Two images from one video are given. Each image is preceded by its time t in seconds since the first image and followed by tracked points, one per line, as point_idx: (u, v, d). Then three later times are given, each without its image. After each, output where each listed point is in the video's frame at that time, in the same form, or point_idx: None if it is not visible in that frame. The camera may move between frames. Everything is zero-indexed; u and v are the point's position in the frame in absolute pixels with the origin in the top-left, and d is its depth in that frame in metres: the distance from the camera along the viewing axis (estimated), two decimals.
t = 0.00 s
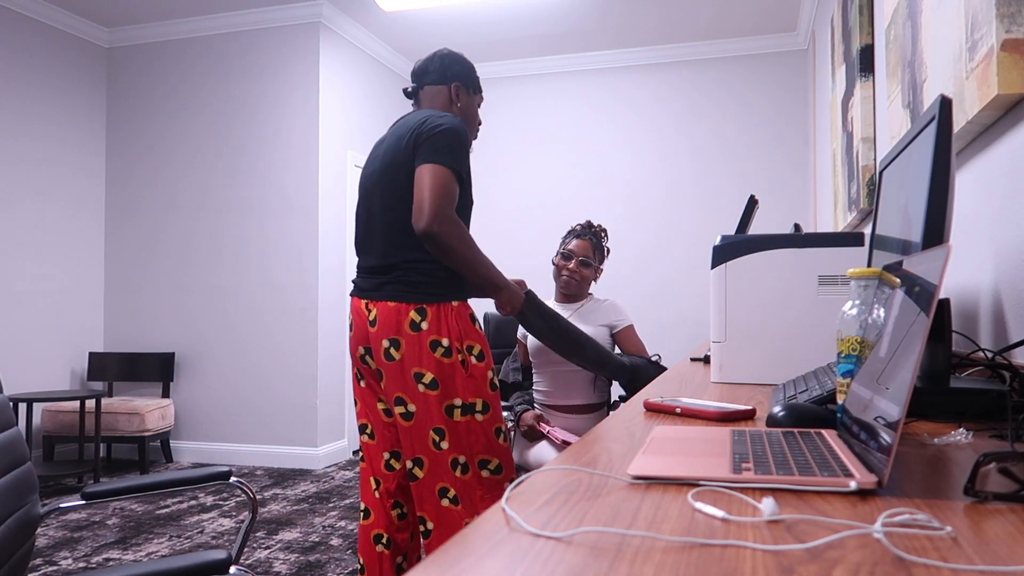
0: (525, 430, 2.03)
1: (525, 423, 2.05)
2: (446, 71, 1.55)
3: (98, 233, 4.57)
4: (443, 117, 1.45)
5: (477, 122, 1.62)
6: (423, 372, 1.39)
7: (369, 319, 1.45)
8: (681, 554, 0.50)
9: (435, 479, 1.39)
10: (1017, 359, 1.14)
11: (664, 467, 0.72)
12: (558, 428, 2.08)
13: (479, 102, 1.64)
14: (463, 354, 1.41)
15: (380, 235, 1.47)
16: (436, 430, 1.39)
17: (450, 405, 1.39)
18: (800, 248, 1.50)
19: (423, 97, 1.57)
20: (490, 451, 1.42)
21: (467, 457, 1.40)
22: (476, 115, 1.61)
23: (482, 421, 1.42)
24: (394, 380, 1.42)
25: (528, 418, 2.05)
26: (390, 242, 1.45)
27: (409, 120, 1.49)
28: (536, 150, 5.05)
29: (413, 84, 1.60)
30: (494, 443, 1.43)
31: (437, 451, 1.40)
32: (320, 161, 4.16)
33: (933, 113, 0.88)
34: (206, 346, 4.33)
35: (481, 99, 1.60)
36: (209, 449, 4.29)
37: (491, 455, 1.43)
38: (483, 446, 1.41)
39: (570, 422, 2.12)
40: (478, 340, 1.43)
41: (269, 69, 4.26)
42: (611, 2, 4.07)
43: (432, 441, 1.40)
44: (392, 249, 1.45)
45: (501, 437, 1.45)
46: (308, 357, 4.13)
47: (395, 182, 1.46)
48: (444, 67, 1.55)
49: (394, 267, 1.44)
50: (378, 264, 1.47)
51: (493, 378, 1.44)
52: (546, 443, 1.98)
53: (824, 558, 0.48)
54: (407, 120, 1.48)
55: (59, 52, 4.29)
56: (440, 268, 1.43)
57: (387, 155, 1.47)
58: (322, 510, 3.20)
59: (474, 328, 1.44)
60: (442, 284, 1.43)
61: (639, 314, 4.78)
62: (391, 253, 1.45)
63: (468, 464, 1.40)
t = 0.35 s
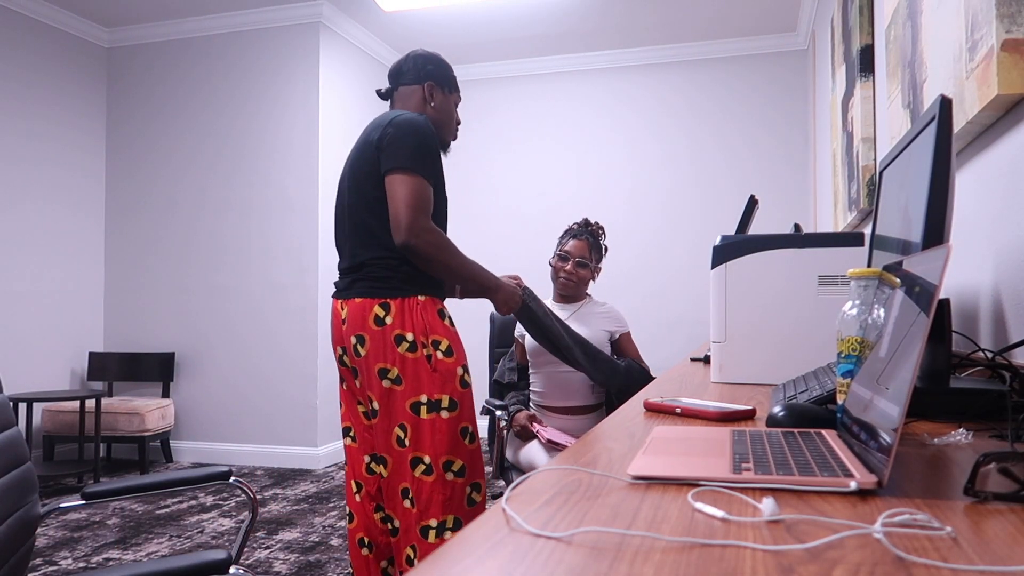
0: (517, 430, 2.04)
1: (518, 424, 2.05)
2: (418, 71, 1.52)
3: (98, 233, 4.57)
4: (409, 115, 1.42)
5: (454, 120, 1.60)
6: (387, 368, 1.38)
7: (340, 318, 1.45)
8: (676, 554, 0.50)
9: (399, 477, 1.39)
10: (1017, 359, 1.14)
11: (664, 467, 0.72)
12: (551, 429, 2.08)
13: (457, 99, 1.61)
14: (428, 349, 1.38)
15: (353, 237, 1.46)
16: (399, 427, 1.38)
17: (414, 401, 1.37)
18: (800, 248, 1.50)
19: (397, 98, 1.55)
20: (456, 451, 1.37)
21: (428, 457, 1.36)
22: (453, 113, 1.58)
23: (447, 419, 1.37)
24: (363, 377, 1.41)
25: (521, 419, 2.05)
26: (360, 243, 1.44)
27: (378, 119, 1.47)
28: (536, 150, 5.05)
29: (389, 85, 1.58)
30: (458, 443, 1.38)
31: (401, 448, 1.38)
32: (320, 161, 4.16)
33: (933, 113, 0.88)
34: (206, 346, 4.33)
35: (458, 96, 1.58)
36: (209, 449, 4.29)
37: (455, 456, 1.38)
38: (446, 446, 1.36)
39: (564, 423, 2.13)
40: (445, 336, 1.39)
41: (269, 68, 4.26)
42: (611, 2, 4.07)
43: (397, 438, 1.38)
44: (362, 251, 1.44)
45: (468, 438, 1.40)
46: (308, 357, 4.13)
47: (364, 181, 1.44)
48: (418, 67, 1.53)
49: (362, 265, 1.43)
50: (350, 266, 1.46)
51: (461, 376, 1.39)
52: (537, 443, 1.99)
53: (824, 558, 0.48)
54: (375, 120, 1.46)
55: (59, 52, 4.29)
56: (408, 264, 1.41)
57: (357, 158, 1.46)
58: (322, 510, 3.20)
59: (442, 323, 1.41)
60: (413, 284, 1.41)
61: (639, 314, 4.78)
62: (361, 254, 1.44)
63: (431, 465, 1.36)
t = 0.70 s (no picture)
0: (523, 429, 2.04)
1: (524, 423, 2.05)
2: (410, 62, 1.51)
3: (98, 233, 4.57)
4: (403, 114, 1.41)
5: (448, 111, 1.59)
6: (365, 368, 1.37)
7: (329, 314, 1.44)
8: (673, 554, 0.49)
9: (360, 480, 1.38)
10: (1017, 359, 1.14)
11: (663, 467, 0.72)
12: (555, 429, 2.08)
13: (450, 89, 1.59)
14: (407, 352, 1.37)
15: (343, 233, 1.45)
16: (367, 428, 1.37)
17: (384, 404, 1.36)
18: (800, 247, 1.50)
19: (389, 89, 1.54)
20: (415, 460, 1.35)
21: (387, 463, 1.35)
22: (446, 104, 1.57)
23: (412, 426, 1.35)
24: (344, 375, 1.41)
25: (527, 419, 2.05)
26: (350, 239, 1.43)
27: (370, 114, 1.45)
28: (536, 149, 5.05)
29: (380, 75, 1.56)
30: (419, 453, 1.36)
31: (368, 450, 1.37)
32: (320, 162, 4.16)
33: (933, 113, 0.88)
34: (206, 346, 4.33)
35: (450, 87, 1.57)
36: (209, 449, 4.29)
37: (412, 464, 1.35)
38: (405, 453, 1.34)
39: (566, 424, 2.14)
40: (425, 340, 1.38)
41: (269, 68, 4.26)
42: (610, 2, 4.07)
43: (366, 439, 1.38)
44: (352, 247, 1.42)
45: (432, 448, 1.38)
46: (308, 357, 4.13)
47: (355, 180, 1.42)
48: (410, 57, 1.52)
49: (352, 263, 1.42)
50: (339, 260, 1.45)
51: (434, 384, 1.38)
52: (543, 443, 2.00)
53: (825, 558, 0.48)
54: (367, 116, 1.44)
55: (59, 52, 4.29)
56: (398, 263, 1.39)
57: (347, 153, 1.44)
58: (322, 510, 3.20)
59: (426, 326, 1.39)
60: (408, 284, 1.40)
61: (639, 315, 4.78)
62: (351, 249, 1.43)
63: (388, 471, 1.34)
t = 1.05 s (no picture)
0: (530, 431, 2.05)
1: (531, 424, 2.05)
2: (412, 51, 1.50)
3: (98, 233, 4.57)
4: (409, 113, 1.40)
5: (448, 102, 1.58)
6: (361, 371, 1.36)
7: (321, 314, 1.43)
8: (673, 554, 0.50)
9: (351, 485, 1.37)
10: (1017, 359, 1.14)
11: (663, 467, 0.72)
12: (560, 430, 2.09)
13: (451, 77, 1.58)
14: (402, 355, 1.36)
15: (339, 226, 1.43)
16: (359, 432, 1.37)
17: (377, 408, 1.35)
18: (800, 248, 1.50)
19: (390, 77, 1.52)
20: (407, 466, 1.35)
21: (379, 469, 1.34)
22: (446, 95, 1.56)
23: (405, 432, 1.34)
24: (337, 377, 1.40)
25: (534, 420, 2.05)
26: (349, 234, 1.41)
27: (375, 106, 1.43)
28: (535, 149, 5.04)
29: (379, 62, 1.54)
30: (412, 459, 1.35)
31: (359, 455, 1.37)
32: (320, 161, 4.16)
33: (933, 113, 0.88)
34: (206, 345, 4.33)
35: (452, 76, 1.56)
36: (209, 449, 4.29)
37: (405, 471, 1.35)
38: (397, 459, 1.34)
39: (570, 425, 2.16)
40: (421, 343, 1.37)
41: (268, 68, 4.26)
42: (610, 2, 4.07)
43: (357, 444, 1.37)
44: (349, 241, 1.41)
45: (424, 454, 1.37)
46: (308, 357, 4.13)
47: (356, 175, 1.41)
48: (411, 45, 1.50)
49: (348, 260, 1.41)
50: (334, 253, 1.43)
51: (428, 388, 1.37)
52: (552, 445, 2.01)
53: (824, 558, 0.48)
54: (370, 111, 1.42)
55: (59, 52, 4.29)
56: (397, 264, 1.39)
57: (349, 143, 1.42)
58: (322, 510, 3.20)
59: (423, 328, 1.39)
60: (409, 285, 1.40)
61: (639, 315, 4.78)
62: (348, 244, 1.41)
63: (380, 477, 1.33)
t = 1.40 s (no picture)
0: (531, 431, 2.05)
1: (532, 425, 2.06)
2: (411, 43, 1.49)
3: (98, 233, 4.57)
4: (409, 108, 1.39)
5: (447, 93, 1.57)
6: (368, 375, 1.36)
7: (328, 317, 1.43)
8: (671, 555, 0.50)
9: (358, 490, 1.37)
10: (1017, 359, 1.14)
11: (663, 467, 0.72)
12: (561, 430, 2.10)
13: (450, 69, 1.57)
14: (410, 359, 1.36)
15: (340, 225, 1.43)
16: (367, 436, 1.36)
17: (385, 412, 1.35)
18: (800, 248, 1.50)
19: (389, 69, 1.51)
20: (415, 470, 1.35)
21: (386, 473, 1.34)
22: (446, 86, 1.55)
23: (413, 436, 1.34)
24: (345, 381, 1.40)
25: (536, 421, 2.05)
26: (350, 234, 1.41)
27: (374, 101, 1.43)
28: (535, 149, 5.04)
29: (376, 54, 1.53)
30: (419, 462, 1.35)
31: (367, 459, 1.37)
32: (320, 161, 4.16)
33: (933, 113, 0.88)
34: (206, 345, 4.33)
35: (451, 69, 1.55)
36: (209, 449, 4.29)
37: (413, 475, 1.35)
38: (405, 463, 1.34)
39: (570, 425, 2.18)
40: (429, 346, 1.38)
41: (269, 68, 4.26)
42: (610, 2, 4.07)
43: (364, 448, 1.37)
44: (350, 242, 1.41)
45: (431, 457, 1.37)
46: (308, 357, 4.13)
47: (357, 176, 1.41)
48: (411, 36, 1.49)
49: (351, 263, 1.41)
50: (337, 254, 1.44)
51: (436, 392, 1.38)
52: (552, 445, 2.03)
53: (824, 558, 0.48)
54: (370, 109, 1.41)
55: (59, 52, 4.29)
56: (400, 267, 1.39)
57: (349, 141, 1.41)
58: (322, 510, 3.20)
59: (431, 331, 1.39)
60: (409, 286, 1.39)
61: (639, 315, 4.78)
62: (350, 245, 1.42)
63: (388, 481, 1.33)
